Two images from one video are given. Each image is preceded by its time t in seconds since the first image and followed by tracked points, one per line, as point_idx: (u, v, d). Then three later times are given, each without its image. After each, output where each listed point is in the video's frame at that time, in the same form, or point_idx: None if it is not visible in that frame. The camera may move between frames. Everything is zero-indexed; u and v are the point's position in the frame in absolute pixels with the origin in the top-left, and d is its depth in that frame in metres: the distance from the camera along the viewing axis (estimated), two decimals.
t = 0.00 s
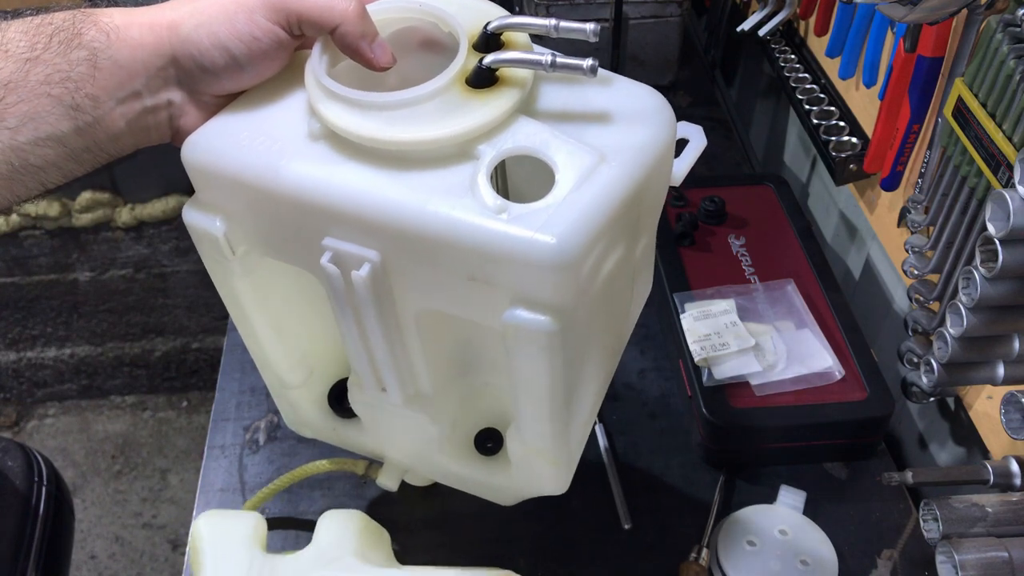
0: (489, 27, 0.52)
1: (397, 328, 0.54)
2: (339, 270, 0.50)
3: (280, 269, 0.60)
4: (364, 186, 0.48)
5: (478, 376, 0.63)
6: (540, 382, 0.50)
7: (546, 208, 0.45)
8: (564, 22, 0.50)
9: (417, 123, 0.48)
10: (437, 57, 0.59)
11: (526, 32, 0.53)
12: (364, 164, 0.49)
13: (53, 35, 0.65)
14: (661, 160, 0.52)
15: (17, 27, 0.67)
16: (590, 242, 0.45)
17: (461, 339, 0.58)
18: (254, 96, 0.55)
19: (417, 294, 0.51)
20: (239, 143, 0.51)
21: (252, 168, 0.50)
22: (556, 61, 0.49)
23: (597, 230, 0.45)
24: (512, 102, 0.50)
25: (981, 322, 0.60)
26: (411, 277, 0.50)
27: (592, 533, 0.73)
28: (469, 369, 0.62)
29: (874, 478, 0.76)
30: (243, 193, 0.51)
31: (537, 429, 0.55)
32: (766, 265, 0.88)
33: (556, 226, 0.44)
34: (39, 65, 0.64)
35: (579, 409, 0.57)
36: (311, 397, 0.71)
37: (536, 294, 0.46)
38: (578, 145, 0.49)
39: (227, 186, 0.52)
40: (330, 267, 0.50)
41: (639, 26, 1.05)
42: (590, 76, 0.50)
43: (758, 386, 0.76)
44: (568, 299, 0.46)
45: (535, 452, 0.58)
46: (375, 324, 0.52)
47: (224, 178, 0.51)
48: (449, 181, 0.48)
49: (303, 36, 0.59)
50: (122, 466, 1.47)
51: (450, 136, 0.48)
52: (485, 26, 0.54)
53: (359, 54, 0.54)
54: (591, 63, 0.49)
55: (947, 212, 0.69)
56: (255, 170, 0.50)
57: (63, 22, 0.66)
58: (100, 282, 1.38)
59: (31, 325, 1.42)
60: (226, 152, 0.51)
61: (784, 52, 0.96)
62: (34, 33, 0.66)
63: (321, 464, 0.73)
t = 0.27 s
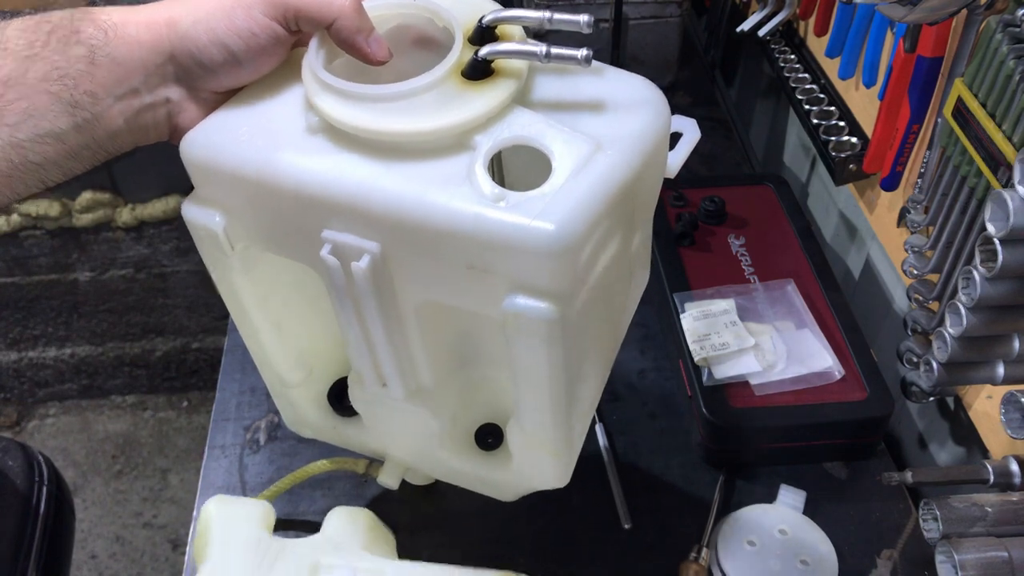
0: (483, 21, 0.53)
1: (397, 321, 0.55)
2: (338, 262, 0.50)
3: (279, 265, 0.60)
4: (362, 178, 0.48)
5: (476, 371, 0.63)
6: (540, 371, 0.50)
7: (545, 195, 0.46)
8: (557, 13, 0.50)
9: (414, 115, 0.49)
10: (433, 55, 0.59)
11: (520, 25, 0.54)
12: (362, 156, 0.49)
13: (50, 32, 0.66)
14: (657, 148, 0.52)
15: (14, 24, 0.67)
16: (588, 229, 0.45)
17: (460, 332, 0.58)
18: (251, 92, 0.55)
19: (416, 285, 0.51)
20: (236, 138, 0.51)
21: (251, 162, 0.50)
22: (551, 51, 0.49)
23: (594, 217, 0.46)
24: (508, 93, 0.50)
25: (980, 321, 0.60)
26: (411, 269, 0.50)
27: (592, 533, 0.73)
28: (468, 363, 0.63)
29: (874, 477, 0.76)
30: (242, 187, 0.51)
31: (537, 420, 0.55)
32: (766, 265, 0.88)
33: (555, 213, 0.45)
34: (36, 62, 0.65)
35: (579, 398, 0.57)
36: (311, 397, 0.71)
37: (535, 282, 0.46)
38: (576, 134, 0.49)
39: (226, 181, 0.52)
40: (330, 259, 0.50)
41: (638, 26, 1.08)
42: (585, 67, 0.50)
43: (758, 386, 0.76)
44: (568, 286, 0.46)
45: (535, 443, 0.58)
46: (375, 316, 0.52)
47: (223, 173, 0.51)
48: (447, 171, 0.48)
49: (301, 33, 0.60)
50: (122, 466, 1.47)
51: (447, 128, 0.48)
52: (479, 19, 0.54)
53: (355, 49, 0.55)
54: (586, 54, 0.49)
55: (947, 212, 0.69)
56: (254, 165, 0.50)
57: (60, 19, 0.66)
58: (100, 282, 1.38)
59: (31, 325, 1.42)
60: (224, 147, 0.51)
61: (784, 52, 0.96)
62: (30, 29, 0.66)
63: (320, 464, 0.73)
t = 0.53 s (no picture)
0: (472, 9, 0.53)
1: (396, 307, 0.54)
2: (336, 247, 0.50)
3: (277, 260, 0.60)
4: (360, 161, 0.48)
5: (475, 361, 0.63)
6: (540, 348, 0.50)
7: (542, 167, 0.46)
8: None
9: (407, 96, 0.49)
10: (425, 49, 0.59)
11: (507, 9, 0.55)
12: (357, 140, 0.49)
13: (48, 26, 0.66)
14: (646, 125, 0.53)
15: (12, 21, 0.68)
16: (584, 199, 0.46)
17: (455, 317, 0.58)
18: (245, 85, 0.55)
19: (414, 269, 0.51)
20: (232, 128, 0.51)
21: (248, 150, 0.50)
22: (539, 32, 0.50)
23: (590, 188, 0.46)
24: (499, 74, 0.51)
25: (980, 322, 0.60)
26: (410, 251, 0.50)
27: (592, 533, 0.73)
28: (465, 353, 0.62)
29: (874, 478, 0.76)
30: (239, 176, 0.51)
31: (538, 400, 0.55)
32: (766, 266, 0.88)
33: (552, 185, 0.45)
34: (33, 54, 0.65)
35: (578, 377, 0.58)
36: (310, 395, 0.71)
37: (535, 255, 0.46)
38: (568, 111, 0.50)
39: (222, 171, 0.51)
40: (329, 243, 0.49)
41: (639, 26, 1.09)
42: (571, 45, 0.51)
43: (758, 386, 0.76)
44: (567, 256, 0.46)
45: (535, 426, 0.58)
46: (375, 301, 0.52)
47: (220, 163, 0.51)
48: (443, 151, 0.48)
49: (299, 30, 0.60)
50: (122, 466, 1.47)
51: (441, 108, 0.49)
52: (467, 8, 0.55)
53: (348, 40, 0.55)
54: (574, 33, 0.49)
55: (947, 212, 0.69)
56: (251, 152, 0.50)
57: (59, 15, 0.67)
58: (101, 282, 1.38)
59: (31, 325, 1.42)
60: (221, 137, 0.51)
61: (784, 52, 0.96)
62: (28, 26, 0.66)
63: (318, 465, 0.72)
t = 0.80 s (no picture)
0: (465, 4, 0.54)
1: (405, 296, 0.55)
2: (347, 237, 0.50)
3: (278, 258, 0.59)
4: (369, 149, 0.48)
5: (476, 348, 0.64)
6: (555, 320, 0.51)
7: (550, 144, 0.48)
8: None
9: (410, 84, 0.50)
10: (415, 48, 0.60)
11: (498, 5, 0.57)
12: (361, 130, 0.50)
13: (38, 23, 0.66)
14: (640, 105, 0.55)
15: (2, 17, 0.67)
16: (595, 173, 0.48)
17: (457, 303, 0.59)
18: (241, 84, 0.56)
19: (424, 254, 0.52)
20: (232, 126, 0.51)
21: (253, 147, 0.50)
22: (534, 14, 0.52)
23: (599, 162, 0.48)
24: (496, 61, 0.52)
25: (980, 322, 0.60)
26: (421, 236, 0.50)
27: (591, 533, 0.73)
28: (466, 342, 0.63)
29: (874, 478, 0.76)
30: (244, 173, 0.51)
31: (550, 376, 0.56)
32: (766, 266, 0.88)
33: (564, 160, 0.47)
34: (22, 51, 0.65)
35: (584, 353, 0.59)
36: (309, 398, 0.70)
37: (551, 229, 0.48)
38: (570, 95, 0.51)
39: (226, 169, 0.51)
40: (340, 232, 0.49)
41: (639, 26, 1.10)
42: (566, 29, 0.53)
43: (758, 385, 0.76)
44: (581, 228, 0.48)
45: (546, 404, 0.59)
46: (386, 290, 0.52)
47: (223, 160, 0.51)
48: (449, 135, 0.49)
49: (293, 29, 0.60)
50: (122, 466, 1.47)
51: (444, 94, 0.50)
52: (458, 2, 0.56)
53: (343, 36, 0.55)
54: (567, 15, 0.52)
55: (947, 212, 0.69)
56: (256, 148, 0.50)
57: (50, 12, 0.67)
58: (100, 282, 1.38)
59: (31, 325, 1.42)
60: (223, 136, 0.50)
61: (784, 52, 0.96)
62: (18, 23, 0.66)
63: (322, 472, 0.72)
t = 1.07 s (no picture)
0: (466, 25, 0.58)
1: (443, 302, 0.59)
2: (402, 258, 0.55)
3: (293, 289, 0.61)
4: (416, 170, 0.52)
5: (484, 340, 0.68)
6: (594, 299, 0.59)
7: (588, 140, 0.54)
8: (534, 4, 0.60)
9: (435, 97, 0.54)
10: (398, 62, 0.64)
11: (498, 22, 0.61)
12: (394, 148, 0.54)
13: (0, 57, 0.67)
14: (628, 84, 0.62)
15: None
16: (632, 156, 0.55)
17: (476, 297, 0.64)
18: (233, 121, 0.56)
19: (467, 258, 0.57)
20: (256, 166, 0.52)
21: (294, 189, 0.51)
22: (535, 6, 0.60)
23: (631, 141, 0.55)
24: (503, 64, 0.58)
25: (980, 322, 0.60)
26: (472, 240, 0.56)
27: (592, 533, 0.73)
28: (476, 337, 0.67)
29: (874, 478, 0.76)
30: (283, 216, 0.53)
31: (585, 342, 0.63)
32: (766, 266, 0.88)
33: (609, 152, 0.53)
34: None
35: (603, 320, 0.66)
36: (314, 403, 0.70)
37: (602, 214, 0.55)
38: (581, 95, 0.57)
39: (263, 215, 0.52)
40: (399, 257, 0.54)
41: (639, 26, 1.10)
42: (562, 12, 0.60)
43: (757, 386, 0.76)
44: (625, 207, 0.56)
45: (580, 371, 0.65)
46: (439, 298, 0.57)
47: (259, 208, 0.52)
48: (487, 140, 0.55)
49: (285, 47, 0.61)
50: (122, 466, 1.47)
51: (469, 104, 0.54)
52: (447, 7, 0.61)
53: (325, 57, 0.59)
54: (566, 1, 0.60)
55: (946, 212, 0.69)
56: (298, 192, 0.51)
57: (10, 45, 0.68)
58: (101, 282, 1.38)
59: (31, 325, 1.42)
60: (252, 185, 0.51)
61: (783, 52, 0.96)
62: None
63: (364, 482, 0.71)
